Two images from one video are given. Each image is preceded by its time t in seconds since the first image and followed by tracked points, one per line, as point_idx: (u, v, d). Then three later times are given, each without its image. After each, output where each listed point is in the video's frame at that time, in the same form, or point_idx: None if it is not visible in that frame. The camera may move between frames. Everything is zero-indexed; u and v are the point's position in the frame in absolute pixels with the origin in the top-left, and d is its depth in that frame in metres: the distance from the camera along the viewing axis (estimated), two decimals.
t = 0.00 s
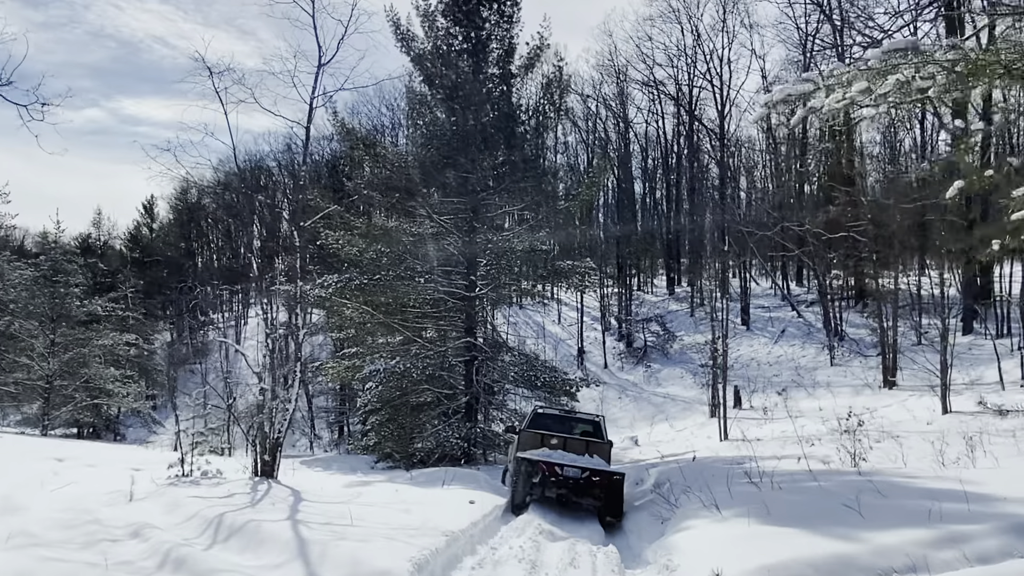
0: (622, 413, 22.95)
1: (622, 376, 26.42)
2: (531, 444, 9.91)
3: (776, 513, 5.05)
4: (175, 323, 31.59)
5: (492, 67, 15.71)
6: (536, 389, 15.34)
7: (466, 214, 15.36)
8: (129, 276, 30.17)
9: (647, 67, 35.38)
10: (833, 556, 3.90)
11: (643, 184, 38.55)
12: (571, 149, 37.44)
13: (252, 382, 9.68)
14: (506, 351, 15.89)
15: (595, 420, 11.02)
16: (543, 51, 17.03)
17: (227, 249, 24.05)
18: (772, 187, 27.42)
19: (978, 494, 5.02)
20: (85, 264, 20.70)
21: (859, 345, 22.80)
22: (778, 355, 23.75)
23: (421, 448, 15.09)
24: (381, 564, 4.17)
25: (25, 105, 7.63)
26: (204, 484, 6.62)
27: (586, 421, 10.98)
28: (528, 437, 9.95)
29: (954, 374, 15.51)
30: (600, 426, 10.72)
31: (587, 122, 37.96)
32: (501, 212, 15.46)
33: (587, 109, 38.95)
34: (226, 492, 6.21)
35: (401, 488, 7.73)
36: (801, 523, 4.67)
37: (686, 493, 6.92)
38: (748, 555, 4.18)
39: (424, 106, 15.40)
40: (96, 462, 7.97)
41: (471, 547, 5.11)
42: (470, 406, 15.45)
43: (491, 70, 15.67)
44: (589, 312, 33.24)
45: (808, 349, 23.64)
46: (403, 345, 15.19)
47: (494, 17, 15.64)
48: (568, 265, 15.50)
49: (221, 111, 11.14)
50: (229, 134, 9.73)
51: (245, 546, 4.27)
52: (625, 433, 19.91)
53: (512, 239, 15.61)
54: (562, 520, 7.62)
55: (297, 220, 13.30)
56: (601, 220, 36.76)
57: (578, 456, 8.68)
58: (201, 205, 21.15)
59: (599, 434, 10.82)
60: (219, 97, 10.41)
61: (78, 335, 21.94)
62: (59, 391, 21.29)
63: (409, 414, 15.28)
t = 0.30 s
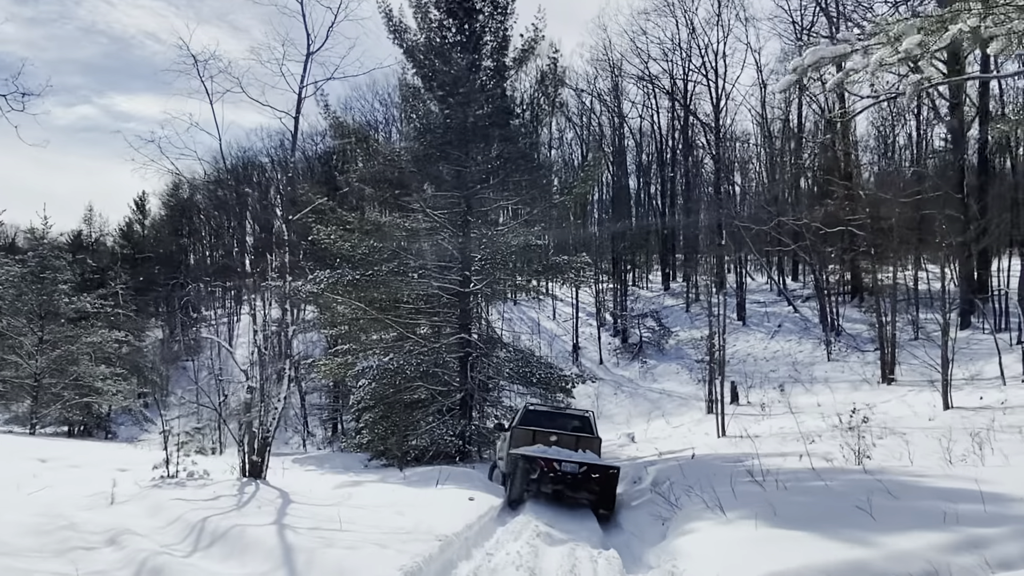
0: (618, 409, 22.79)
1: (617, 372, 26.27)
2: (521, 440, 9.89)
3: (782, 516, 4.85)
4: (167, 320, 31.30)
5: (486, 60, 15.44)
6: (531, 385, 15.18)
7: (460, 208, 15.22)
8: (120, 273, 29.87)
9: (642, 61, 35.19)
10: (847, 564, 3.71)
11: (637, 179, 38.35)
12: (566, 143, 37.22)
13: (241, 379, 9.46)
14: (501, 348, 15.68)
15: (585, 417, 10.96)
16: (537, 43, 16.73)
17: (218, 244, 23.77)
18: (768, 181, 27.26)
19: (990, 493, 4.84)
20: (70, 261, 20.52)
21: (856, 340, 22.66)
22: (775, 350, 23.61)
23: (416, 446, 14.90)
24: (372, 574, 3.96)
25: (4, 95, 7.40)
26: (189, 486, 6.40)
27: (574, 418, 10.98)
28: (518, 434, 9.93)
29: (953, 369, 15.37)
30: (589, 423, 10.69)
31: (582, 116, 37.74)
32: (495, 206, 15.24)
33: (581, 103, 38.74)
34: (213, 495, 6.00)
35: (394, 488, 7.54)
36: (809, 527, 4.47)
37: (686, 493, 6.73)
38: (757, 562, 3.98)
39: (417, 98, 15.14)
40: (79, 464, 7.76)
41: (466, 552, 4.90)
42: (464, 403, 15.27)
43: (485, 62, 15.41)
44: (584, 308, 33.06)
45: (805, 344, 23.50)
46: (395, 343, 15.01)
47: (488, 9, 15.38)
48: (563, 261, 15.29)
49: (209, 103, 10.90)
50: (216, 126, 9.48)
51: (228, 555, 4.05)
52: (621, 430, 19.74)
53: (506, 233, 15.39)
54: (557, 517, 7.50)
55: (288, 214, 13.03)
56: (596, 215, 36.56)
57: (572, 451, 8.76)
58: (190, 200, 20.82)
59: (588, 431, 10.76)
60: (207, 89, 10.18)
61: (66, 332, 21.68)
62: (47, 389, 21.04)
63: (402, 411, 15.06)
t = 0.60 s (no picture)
0: (613, 404, 22.59)
1: (612, 366, 26.09)
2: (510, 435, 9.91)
3: (793, 514, 4.64)
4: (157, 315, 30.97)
5: (478, 50, 15.11)
6: (526, 380, 14.97)
7: (453, 199, 14.98)
8: (109, 268, 29.51)
9: (635, 53, 34.91)
10: (866, 566, 3.49)
11: (631, 172, 38.10)
12: (559, 136, 36.93)
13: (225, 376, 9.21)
14: (495, 342, 15.46)
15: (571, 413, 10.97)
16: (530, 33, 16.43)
17: (207, 238, 23.45)
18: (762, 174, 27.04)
19: (1008, 489, 4.63)
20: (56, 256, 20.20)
21: (852, 332, 22.49)
22: (770, 343, 23.44)
23: (410, 442, 14.69)
24: None
25: None
26: (174, 486, 6.16)
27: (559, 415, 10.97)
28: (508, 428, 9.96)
29: (952, 361, 15.20)
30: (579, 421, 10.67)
31: (575, 109, 37.46)
32: (488, 198, 14.98)
33: (574, 96, 38.46)
34: (197, 495, 5.76)
35: (387, 486, 7.31)
36: (822, 527, 4.27)
37: (688, 491, 6.53)
38: (770, 565, 3.76)
39: (409, 88, 14.84)
40: (61, 464, 7.51)
41: (461, 555, 4.68)
42: (457, 398, 15.06)
43: (478, 52, 15.08)
44: (578, 302, 32.86)
45: (800, 337, 23.35)
46: (387, 338, 14.80)
47: None
48: (557, 253, 15.07)
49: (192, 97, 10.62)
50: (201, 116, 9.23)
51: (210, 560, 3.82)
52: (617, 424, 19.56)
53: (499, 225, 15.16)
54: (554, 513, 7.32)
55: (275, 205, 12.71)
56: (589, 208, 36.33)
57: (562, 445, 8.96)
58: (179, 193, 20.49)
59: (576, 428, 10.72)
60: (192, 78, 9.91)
61: (53, 328, 21.38)
62: (34, 386, 20.73)
63: (395, 406, 14.78)
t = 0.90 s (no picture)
0: (605, 396, 22.40)
1: (604, 358, 25.89)
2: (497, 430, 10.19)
3: (799, 512, 4.42)
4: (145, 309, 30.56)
5: (467, 37, 14.77)
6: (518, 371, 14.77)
7: (443, 189, 14.58)
8: (94, 262, 29.09)
9: (626, 43, 34.62)
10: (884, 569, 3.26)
11: (622, 163, 37.88)
12: (550, 128, 36.66)
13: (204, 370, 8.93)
14: (486, 333, 15.22)
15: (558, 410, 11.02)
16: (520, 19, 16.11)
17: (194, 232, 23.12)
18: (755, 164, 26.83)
19: None
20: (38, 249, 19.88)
21: (846, 323, 22.33)
22: (764, 334, 23.28)
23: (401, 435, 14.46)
24: None
25: None
26: (152, 484, 5.90)
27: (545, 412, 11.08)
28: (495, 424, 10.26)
29: (948, 351, 15.04)
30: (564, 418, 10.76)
31: (566, 100, 37.19)
32: (479, 187, 14.69)
33: (565, 87, 38.17)
34: (174, 496, 5.49)
35: (375, 483, 7.06)
36: (831, 525, 4.06)
37: (685, 487, 6.30)
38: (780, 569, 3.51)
39: (398, 77, 14.55)
40: (37, 462, 7.22)
41: (451, 557, 4.44)
42: (449, 391, 14.85)
43: (467, 40, 14.75)
44: (570, 294, 32.64)
45: (794, 328, 23.21)
46: (377, 331, 14.55)
47: None
48: (550, 244, 14.87)
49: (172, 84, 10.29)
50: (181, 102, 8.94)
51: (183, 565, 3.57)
52: (610, 416, 19.38)
53: (490, 216, 14.92)
54: (547, 509, 7.09)
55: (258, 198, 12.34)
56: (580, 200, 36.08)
57: (552, 438, 8.98)
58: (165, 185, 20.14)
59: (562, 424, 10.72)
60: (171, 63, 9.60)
61: (36, 322, 21.04)
62: (17, 380, 20.40)
63: (385, 400, 14.56)
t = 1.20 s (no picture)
0: (597, 387, 22.22)
1: (594, 348, 25.70)
2: (476, 424, 10.30)
3: (803, 508, 4.20)
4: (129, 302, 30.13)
5: (455, 21, 14.42)
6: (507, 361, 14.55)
7: (431, 176, 14.20)
8: (76, 254, 28.62)
9: (616, 31, 34.30)
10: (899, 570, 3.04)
11: (612, 152, 37.61)
12: (539, 117, 36.31)
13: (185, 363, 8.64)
14: (475, 324, 14.97)
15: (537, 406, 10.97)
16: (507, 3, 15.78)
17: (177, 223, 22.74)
18: (746, 153, 26.61)
19: None
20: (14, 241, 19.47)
21: (838, 312, 22.17)
22: (755, 324, 23.13)
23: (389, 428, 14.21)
24: None
25: None
26: (123, 482, 5.64)
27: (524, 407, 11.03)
28: (474, 419, 10.38)
29: (942, 339, 14.88)
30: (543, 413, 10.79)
31: (555, 88, 36.85)
32: (467, 175, 14.35)
33: (554, 75, 37.82)
34: (146, 493, 5.24)
35: (359, 478, 6.81)
36: (838, 523, 3.84)
37: (681, 480, 6.09)
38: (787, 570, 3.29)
39: (385, 62, 14.19)
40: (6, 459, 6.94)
41: (436, 557, 4.22)
42: (438, 382, 14.56)
43: (455, 24, 14.39)
44: (560, 285, 32.41)
45: (785, 317, 23.05)
46: (365, 322, 14.29)
47: None
48: (539, 232, 14.69)
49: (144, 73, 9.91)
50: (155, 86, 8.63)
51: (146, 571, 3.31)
52: (602, 407, 19.21)
53: (479, 204, 14.65)
54: (538, 504, 6.88)
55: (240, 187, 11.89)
56: (571, 189, 35.81)
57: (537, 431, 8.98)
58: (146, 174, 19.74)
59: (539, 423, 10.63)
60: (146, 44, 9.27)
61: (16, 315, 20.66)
62: None
63: (373, 392, 14.22)
